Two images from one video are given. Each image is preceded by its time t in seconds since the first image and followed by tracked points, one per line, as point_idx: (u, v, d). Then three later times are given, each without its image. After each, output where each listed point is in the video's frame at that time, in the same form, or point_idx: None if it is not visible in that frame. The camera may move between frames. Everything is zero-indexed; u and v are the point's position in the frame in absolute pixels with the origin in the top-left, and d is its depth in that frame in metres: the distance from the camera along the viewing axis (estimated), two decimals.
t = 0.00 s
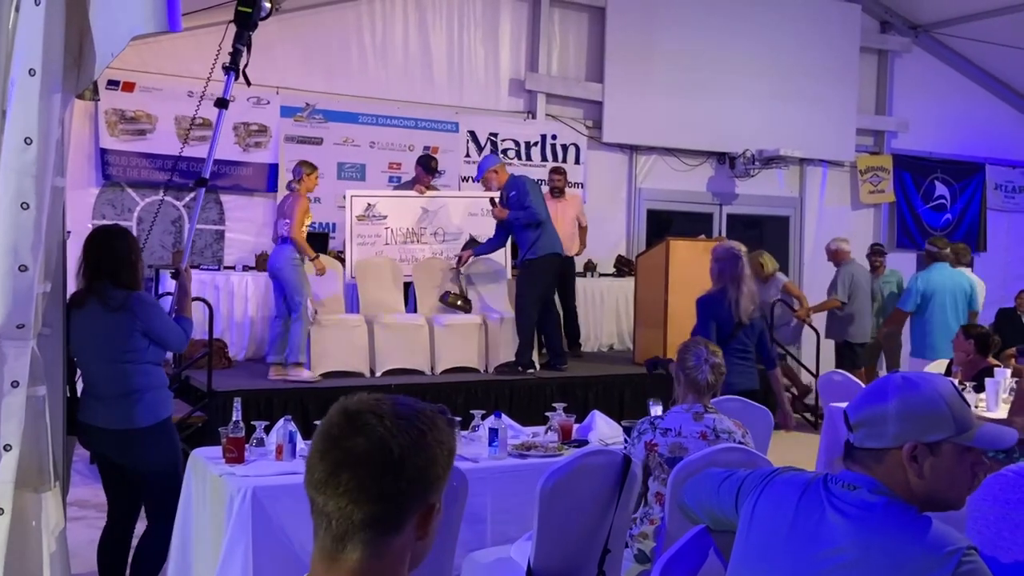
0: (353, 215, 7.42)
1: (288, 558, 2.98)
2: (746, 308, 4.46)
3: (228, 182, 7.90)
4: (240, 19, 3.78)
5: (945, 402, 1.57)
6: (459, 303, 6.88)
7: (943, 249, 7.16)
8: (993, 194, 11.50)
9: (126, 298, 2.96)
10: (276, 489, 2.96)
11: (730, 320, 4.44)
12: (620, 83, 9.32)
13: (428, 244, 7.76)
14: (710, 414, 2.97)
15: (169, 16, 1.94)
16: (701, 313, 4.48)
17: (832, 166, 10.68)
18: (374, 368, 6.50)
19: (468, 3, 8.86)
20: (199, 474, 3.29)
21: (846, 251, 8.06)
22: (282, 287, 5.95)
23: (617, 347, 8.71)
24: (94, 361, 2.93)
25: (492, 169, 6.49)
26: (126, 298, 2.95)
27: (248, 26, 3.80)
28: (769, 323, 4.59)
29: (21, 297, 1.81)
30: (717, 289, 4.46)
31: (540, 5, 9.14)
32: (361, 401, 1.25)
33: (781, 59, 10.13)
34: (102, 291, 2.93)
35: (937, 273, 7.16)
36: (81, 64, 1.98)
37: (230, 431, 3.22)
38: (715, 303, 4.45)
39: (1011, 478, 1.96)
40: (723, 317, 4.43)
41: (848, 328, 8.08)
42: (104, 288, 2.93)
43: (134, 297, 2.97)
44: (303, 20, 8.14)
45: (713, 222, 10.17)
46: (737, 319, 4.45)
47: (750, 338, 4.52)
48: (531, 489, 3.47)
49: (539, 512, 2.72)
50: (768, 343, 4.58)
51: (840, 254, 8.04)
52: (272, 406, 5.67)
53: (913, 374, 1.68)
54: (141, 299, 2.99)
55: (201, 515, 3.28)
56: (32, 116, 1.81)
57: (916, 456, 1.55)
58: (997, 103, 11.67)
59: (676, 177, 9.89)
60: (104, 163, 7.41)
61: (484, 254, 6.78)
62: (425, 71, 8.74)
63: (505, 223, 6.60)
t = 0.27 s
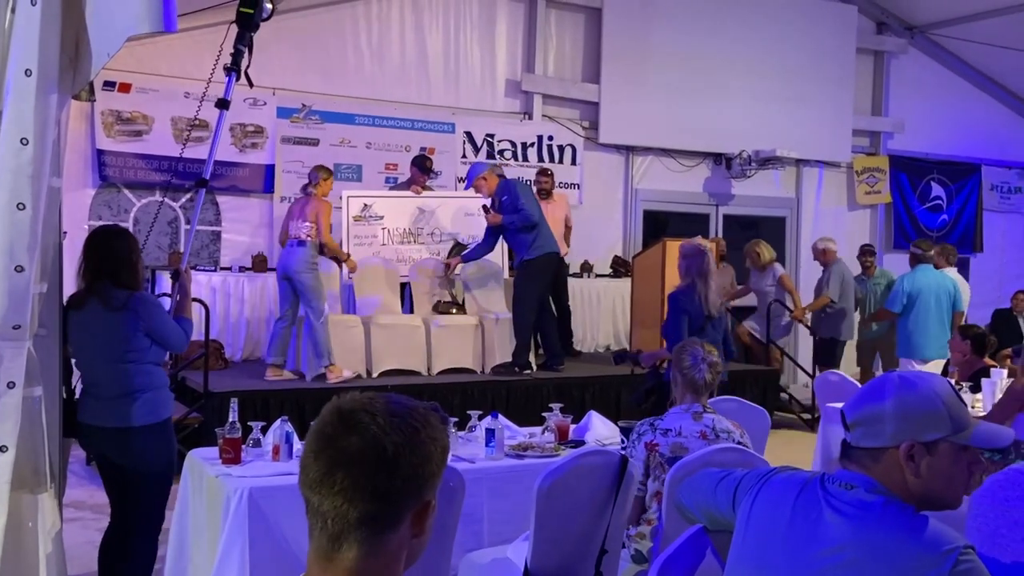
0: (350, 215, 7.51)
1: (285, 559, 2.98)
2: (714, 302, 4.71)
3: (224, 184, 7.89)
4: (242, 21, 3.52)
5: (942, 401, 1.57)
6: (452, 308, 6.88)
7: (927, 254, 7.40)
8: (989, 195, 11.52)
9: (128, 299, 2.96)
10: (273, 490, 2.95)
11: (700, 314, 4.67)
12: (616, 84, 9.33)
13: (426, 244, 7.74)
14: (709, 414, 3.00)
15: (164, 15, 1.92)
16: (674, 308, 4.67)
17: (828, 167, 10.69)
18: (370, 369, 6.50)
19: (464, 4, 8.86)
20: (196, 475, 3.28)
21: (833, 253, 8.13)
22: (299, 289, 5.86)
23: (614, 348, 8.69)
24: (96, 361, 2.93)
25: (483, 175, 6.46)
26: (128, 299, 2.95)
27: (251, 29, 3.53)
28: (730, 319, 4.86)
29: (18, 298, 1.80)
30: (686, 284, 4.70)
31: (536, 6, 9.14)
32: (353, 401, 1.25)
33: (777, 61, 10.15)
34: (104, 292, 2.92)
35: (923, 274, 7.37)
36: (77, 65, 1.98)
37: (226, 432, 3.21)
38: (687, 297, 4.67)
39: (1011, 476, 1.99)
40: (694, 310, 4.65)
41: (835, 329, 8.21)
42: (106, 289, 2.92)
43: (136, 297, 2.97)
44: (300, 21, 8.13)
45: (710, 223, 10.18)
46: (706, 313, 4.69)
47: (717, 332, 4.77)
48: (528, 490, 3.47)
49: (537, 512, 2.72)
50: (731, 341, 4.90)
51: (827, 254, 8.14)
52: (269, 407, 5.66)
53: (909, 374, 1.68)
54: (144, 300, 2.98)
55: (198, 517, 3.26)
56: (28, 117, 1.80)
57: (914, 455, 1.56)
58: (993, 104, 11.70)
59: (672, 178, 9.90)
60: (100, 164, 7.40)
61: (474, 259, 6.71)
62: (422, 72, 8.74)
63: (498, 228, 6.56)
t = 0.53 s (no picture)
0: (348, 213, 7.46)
1: (283, 558, 2.98)
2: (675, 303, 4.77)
3: (221, 183, 7.88)
4: (237, 16, 3.84)
5: (938, 399, 1.58)
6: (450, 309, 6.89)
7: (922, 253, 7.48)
8: (986, 194, 11.54)
9: (126, 298, 2.96)
10: (270, 489, 2.95)
11: (661, 316, 4.75)
12: (614, 83, 9.33)
13: (424, 243, 7.70)
14: (706, 412, 3.00)
15: (160, 14, 1.94)
16: (635, 309, 4.77)
17: (826, 166, 10.70)
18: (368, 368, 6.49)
19: (462, 3, 8.86)
20: (193, 474, 3.28)
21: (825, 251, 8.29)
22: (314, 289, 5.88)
23: (611, 347, 8.68)
24: (93, 359, 2.93)
25: (477, 177, 6.44)
26: (125, 298, 2.95)
27: (245, 23, 3.84)
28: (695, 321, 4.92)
29: (14, 297, 1.80)
30: (648, 285, 4.77)
31: (534, 5, 9.14)
32: (346, 399, 1.24)
33: (774, 60, 10.15)
34: (100, 290, 2.92)
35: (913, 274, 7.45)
36: (74, 63, 1.98)
37: (223, 431, 3.21)
38: (649, 299, 4.75)
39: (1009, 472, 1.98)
40: (655, 312, 4.73)
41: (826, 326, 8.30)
42: (104, 288, 2.92)
43: (132, 297, 2.97)
44: (297, 20, 8.12)
45: (707, 222, 10.18)
46: (668, 314, 4.77)
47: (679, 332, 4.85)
48: (526, 489, 3.47)
49: (534, 511, 2.72)
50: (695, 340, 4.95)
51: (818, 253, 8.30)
52: (266, 406, 5.66)
53: (906, 372, 1.69)
54: (142, 299, 2.99)
55: (195, 518, 3.26)
56: (24, 115, 1.80)
57: (910, 453, 1.56)
58: (990, 104, 11.71)
59: (670, 177, 9.90)
60: (97, 164, 7.39)
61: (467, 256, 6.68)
62: (419, 71, 8.74)
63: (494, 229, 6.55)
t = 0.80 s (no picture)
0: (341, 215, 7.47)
1: (276, 561, 2.97)
2: (633, 298, 4.92)
3: (214, 185, 7.87)
4: (223, 13, 3.62)
5: (930, 401, 1.58)
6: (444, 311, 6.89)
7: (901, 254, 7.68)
8: (978, 195, 11.58)
9: (109, 301, 2.95)
10: (263, 493, 2.95)
11: (618, 311, 4.92)
12: (607, 85, 9.34)
13: (418, 245, 7.71)
14: (700, 414, 2.99)
15: (151, 17, 1.95)
16: (593, 303, 4.96)
17: (818, 168, 10.72)
18: (361, 370, 6.48)
19: (455, 5, 8.86)
20: (186, 478, 3.27)
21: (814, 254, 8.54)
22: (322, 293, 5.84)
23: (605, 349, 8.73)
24: (77, 363, 2.91)
25: (472, 180, 6.48)
26: (109, 301, 2.94)
27: (231, 22, 3.63)
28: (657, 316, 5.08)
29: (5, 301, 1.79)
30: (609, 281, 4.97)
31: (527, 7, 9.15)
32: (332, 402, 1.24)
33: (767, 62, 10.17)
34: (85, 294, 2.91)
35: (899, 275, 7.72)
36: (65, 65, 1.97)
37: (217, 434, 3.21)
38: (605, 294, 4.93)
39: (1005, 474, 1.99)
40: (611, 307, 4.90)
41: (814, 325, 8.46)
42: (88, 291, 2.91)
43: (116, 300, 2.95)
44: (290, 22, 8.12)
45: (701, 224, 10.19)
46: (626, 309, 4.94)
47: (639, 327, 5.01)
48: (520, 491, 3.47)
49: (529, 513, 2.72)
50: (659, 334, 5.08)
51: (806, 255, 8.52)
52: (259, 409, 5.65)
53: (898, 373, 1.68)
54: (124, 302, 2.97)
55: (188, 521, 3.26)
56: (15, 118, 1.80)
57: (902, 455, 1.56)
58: (981, 105, 11.75)
59: (663, 179, 9.91)
60: (89, 166, 7.37)
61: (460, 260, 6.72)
62: (413, 73, 8.73)
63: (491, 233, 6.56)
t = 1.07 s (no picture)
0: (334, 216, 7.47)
1: (270, 564, 2.96)
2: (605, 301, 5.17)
3: (207, 187, 7.85)
4: (203, 11, 3.59)
5: (924, 401, 1.57)
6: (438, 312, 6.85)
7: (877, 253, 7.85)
8: (970, 196, 11.61)
9: (94, 306, 2.92)
10: (256, 496, 2.94)
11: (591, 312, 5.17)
12: (601, 87, 9.34)
13: (412, 246, 7.71)
14: (693, 414, 2.99)
15: (143, 18, 1.94)
16: (567, 306, 5.23)
17: (812, 168, 10.74)
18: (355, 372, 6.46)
19: (448, 6, 8.85)
20: (179, 480, 3.25)
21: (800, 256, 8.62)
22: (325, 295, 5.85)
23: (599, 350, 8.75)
24: (63, 369, 2.88)
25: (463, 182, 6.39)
26: (94, 306, 2.91)
27: (212, 19, 3.61)
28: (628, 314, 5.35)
29: None
30: (581, 284, 5.22)
31: (520, 8, 9.14)
32: (319, 406, 1.22)
33: (760, 63, 10.19)
34: (70, 298, 2.87)
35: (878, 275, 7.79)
36: (57, 67, 1.96)
37: (209, 437, 3.20)
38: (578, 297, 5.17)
39: (999, 475, 2.06)
40: (584, 310, 5.16)
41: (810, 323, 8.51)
42: (73, 296, 2.87)
43: (101, 304, 2.93)
44: (283, 23, 8.11)
45: (694, 225, 10.20)
46: (597, 311, 5.21)
47: (611, 328, 5.27)
48: (515, 493, 3.46)
49: (522, 516, 2.71)
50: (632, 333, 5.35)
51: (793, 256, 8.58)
52: (253, 411, 5.64)
53: (891, 373, 1.68)
54: (109, 307, 2.96)
55: (181, 523, 3.25)
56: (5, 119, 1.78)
57: (895, 455, 1.56)
58: (973, 106, 11.78)
59: (657, 180, 9.92)
60: (81, 168, 7.35)
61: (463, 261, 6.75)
62: (406, 74, 8.73)
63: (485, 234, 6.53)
